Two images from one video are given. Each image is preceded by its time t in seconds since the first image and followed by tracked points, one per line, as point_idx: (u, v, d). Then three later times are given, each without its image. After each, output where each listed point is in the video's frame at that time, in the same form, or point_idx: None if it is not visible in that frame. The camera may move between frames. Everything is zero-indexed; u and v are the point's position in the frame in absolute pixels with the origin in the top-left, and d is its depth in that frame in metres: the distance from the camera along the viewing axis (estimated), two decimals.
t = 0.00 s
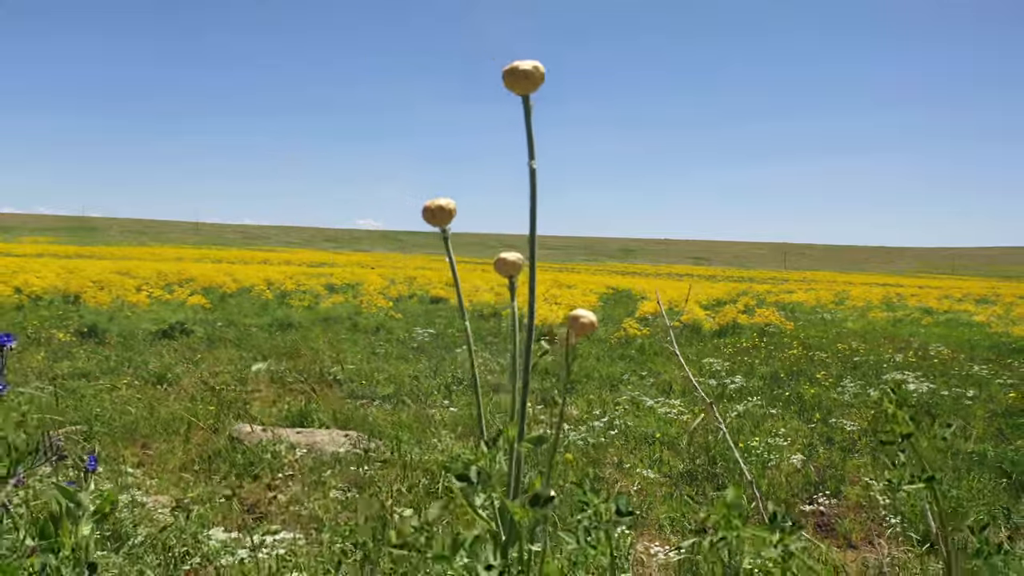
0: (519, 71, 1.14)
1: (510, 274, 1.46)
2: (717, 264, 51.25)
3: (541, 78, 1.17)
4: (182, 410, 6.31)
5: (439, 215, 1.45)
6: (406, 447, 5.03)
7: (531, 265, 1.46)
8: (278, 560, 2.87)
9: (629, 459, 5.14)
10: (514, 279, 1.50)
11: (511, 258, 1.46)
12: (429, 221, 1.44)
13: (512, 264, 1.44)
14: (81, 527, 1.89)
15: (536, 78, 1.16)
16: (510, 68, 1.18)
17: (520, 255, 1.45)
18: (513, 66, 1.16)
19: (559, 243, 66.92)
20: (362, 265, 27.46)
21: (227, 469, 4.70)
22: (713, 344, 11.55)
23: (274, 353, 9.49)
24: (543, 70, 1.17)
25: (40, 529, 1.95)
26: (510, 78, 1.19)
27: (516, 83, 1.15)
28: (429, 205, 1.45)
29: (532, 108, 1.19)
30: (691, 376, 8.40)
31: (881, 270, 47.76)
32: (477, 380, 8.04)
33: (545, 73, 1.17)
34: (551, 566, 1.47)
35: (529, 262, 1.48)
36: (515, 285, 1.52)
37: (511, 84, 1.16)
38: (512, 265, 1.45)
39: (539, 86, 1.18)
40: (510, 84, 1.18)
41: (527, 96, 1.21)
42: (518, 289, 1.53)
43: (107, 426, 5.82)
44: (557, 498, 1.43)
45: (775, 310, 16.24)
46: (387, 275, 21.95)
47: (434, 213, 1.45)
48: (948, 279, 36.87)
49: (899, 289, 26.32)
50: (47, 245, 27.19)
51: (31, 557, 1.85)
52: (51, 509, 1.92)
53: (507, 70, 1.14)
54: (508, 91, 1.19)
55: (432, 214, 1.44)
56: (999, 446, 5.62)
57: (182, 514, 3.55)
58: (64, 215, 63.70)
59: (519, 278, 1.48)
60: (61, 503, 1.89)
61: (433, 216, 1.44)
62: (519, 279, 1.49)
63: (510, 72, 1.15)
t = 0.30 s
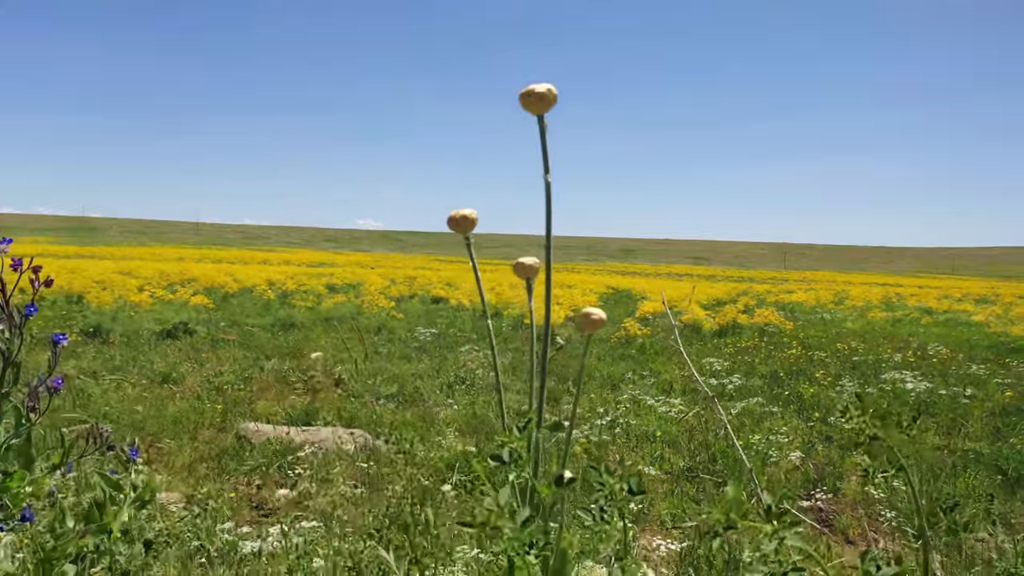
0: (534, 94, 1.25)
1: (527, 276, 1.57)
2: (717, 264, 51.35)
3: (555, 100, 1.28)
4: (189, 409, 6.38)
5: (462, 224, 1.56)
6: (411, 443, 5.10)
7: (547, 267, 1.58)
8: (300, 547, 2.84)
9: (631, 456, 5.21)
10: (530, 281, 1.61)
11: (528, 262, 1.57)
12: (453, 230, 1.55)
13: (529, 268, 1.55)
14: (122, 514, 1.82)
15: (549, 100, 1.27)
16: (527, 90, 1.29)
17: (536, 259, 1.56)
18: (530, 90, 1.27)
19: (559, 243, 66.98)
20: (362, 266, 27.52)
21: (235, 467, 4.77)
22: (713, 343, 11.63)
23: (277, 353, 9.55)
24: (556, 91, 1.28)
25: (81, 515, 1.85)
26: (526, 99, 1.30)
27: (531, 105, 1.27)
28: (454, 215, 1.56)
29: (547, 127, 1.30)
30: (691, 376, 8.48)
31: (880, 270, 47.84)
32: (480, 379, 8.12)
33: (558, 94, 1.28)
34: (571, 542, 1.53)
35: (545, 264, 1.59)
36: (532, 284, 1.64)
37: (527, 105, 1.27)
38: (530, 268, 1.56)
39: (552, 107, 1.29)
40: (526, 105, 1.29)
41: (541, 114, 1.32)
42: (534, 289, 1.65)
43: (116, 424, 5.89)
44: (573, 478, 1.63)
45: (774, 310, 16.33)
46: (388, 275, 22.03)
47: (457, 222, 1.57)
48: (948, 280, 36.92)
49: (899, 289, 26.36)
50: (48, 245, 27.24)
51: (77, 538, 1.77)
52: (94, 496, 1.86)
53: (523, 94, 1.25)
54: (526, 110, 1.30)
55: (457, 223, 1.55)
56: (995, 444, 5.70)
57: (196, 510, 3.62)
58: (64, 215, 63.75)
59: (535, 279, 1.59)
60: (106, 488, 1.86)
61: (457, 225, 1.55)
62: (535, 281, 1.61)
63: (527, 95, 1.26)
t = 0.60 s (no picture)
0: (542, 100, 1.31)
1: (532, 272, 1.64)
2: (716, 264, 51.41)
3: (561, 106, 1.33)
4: (193, 407, 6.43)
5: (471, 222, 1.62)
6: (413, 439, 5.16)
7: (551, 263, 1.64)
8: (309, 536, 2.91)
9: (630, 453, 5.28)
10: (534, 276, 1.67)
11: (533, 258, 1.63)
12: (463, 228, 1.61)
13: (534, 264, 1.62)
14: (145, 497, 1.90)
15: (556, 106, 1.32)
16: (535, 95, 1.34)
17: (541, 255, 1.63)
18: (537, 96, 1.32)
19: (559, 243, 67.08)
20: (362, 265, 27.55)
21: (239, 464, 4.83)
22: (712, 342, 11.68)
23: (279, 352, 9.60)
24: (563, 98, 1.33)
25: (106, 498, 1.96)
26: (534, 105, 1.35)
27: (539, 109, 1.32)
28: (464, 214, 1.62)
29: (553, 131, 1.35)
30: (691, 374, 8.53)
31: (880, 269, 47.90)
32: (481, 378, 8.17)
33: (564, 101, 1.33)
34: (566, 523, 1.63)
35: (549, 260, 1.66)
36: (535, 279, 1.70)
37: (535, 111, 1.32)
38: (535, 264, 1.63)
39: (559, 112, 1.34)
40: (535, 110, 1.35)
41: (548, 119, 1.37)
42: (537, 282, 1.71)
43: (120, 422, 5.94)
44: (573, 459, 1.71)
45: (774, 309, 16.39)
46: (388, 274, 22.07)
47: (466, 221, 1.63)
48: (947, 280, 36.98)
49: (898, 289, 26.41)
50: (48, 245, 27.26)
51: (102, 521, 1.85)
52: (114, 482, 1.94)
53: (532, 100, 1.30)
54: (533, 116, 1.35)
55: (467, 222, 1.61)
56: (990, 441, 5.76)
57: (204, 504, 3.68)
58: (64, 215, 63.75)
59: (540, 275, 1.66)
60: (125, 475, 1.92)
61: (467, 223, 1.61)
62: (539, 276, 1.67)
63: (535, 101, 1.32)
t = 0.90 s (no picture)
0: (536, 112, 1.32)
1: (528, 280, 1.65)
2: (716, 264, 51.43)
3: (554, 118, 1.34)
4: (194, 409, 6.44)
5: (467, 232, 1.63)
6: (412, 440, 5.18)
7: (546, 271, 1.64)
8: (311, 539, 2.91)
9: (630, 455, 5.29)
10: (530, 283, 1.68)
11: (528, 266, 1.64)
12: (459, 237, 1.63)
13: (530, 271, 1.62)
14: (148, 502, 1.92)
15: (550, 118, 1.33)
16: (528, 108, 1.35)
17: (537, 263, 1.63)
18: (531, 108, 1.33)
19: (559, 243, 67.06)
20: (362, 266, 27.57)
21: (239, 465, 4.84)
22: (712, 343, 11.68)
23: (279, 353, 9.61)
24: (556, 110, 1.34)
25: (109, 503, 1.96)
26: (528, 117, 1.37)
27: (533, 122, 1.33)
28: (460, 223, 1.64)
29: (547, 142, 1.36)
30: (690, 375, 8.54)
31: (880, 269, 47.90)
32: (481, 378, 8.19)
33: (557, 113, 1.34)
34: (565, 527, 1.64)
35: (544, 267, 1.66)
36: (531, 286, 1.71)
37: (528, 123, 1.33)
38: (530, 271, 1.63)
39: (551, 123, 1.35)
40: (528, 122, 1.36)
41: (542, 131, 1.39)
42: (534, 290, 1.72)
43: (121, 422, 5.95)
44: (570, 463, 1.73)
45: (774, 310, 16.40)
46: (387, 275, 22.09)
47: (462, 230, 1.65)
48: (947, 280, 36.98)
49: (898, 289, 26.42)
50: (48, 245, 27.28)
51: (107, 526, 1.85)
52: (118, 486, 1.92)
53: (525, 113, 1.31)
54: (526, 128, 1.36)
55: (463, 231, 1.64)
56: (989, 442, 5.77)
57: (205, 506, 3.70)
58: (65, 215, 63.80)
59: (535, 283, 1.66)
60: (131, 478, 1.91)
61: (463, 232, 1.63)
62: (534, 283, 1.68)
63: (528, 113, 1.33)
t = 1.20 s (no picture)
0: (538, 119, 1.32)
1: (532, 285, 1.64)
2: (717, 264, 51.45)
3: (556, 124, 1.34)
4: (195, 410, 6.44)
5: (470, 239, 1.64)
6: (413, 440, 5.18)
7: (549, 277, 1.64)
8: (314, 542, 2.92)
9: (631, 455, 5.30)
10: (533, 289, 1.68)
11: (531, 272, 1.64)
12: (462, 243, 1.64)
13: (533, 277, 1.62)
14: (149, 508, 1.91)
15: (553, 124, 1.33)
16: (531, 114, 1.35)
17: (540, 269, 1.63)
18: (534, 115, 1.33)
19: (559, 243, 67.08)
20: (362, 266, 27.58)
21: (240, 467, 4.84)
22: (712, 344, 11.67)
23: (279, 353, 9.62)
24: (558, 117, 1.34)
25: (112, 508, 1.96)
26: (531, 123, 1.36)
27: (536, 128, 1.33)
28: (463, 230, 1.64)
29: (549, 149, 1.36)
30: (691, 376, 8.54)
31: (880, 269, 47.93)
32: (482, 379, 8.19)
33: (559, 119, 1.34)
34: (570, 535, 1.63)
35: (547, 273, 1.66)
36: (534, 292, 1.71)
37: (531, 130, 1.33)
38: (533, 277, 1.63)
39: (553, 130, 1.35)
40: (531, 128, 1.36)
41: (545, 137, 1.38)
42: (537, 296, 1.72)
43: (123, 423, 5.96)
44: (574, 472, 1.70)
45: (774, 310, 16.40)
46: (387, 275, 22.08)
47: (465, 238, 1.65)
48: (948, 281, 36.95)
49: (899, 289, 26.39)
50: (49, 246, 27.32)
51: (110, 531, 1.85)
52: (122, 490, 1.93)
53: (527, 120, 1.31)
54: (529, 134, 1.36)
55: (466, 237, 1.64)
56: (989, 443, 5.77)
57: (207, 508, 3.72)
58: (65, 215, 63.75)
59: (538, 288, 1.66)
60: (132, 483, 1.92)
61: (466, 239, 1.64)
62: (538, 289, 1.68)
63: (531, 120, 1.33)
